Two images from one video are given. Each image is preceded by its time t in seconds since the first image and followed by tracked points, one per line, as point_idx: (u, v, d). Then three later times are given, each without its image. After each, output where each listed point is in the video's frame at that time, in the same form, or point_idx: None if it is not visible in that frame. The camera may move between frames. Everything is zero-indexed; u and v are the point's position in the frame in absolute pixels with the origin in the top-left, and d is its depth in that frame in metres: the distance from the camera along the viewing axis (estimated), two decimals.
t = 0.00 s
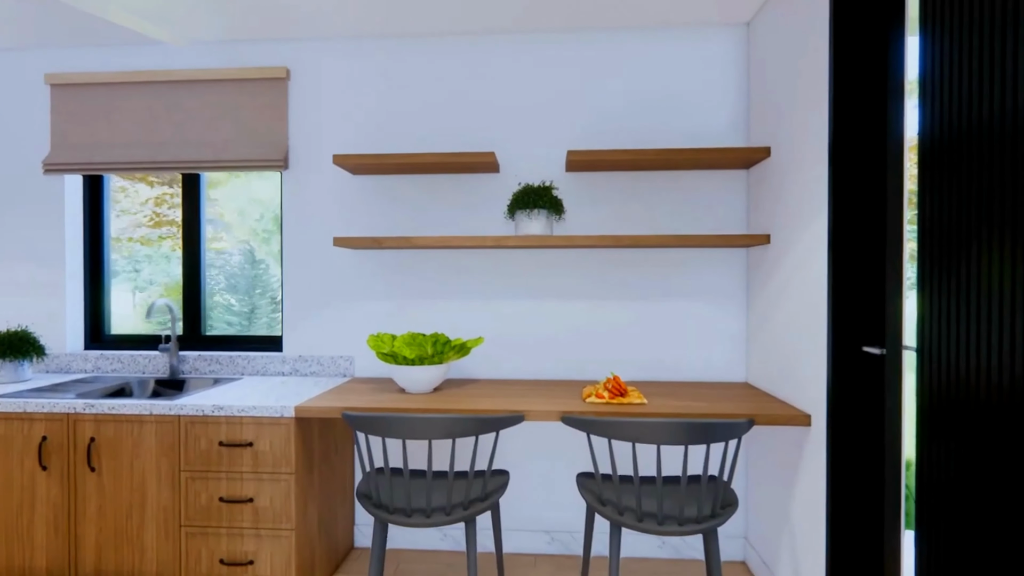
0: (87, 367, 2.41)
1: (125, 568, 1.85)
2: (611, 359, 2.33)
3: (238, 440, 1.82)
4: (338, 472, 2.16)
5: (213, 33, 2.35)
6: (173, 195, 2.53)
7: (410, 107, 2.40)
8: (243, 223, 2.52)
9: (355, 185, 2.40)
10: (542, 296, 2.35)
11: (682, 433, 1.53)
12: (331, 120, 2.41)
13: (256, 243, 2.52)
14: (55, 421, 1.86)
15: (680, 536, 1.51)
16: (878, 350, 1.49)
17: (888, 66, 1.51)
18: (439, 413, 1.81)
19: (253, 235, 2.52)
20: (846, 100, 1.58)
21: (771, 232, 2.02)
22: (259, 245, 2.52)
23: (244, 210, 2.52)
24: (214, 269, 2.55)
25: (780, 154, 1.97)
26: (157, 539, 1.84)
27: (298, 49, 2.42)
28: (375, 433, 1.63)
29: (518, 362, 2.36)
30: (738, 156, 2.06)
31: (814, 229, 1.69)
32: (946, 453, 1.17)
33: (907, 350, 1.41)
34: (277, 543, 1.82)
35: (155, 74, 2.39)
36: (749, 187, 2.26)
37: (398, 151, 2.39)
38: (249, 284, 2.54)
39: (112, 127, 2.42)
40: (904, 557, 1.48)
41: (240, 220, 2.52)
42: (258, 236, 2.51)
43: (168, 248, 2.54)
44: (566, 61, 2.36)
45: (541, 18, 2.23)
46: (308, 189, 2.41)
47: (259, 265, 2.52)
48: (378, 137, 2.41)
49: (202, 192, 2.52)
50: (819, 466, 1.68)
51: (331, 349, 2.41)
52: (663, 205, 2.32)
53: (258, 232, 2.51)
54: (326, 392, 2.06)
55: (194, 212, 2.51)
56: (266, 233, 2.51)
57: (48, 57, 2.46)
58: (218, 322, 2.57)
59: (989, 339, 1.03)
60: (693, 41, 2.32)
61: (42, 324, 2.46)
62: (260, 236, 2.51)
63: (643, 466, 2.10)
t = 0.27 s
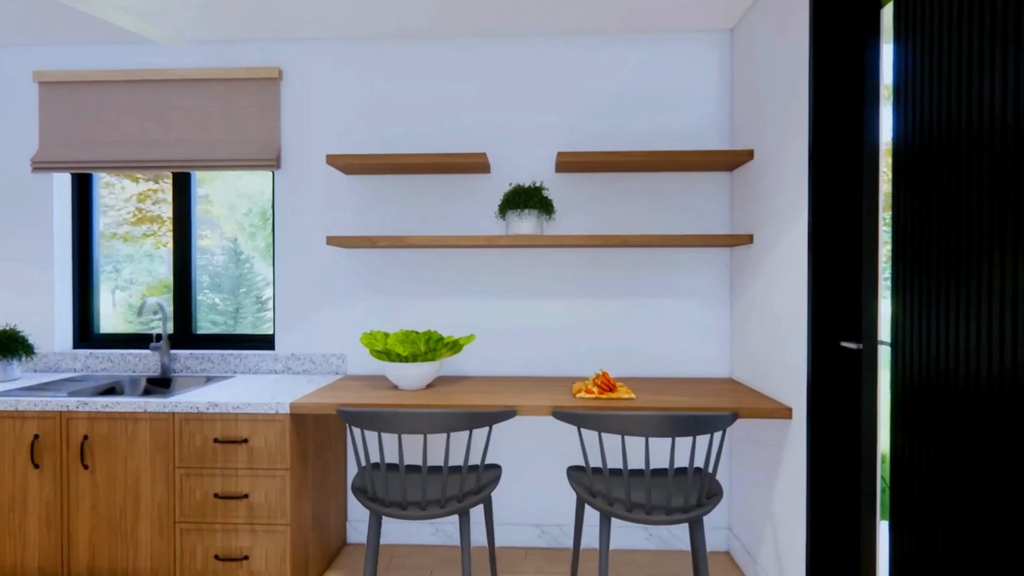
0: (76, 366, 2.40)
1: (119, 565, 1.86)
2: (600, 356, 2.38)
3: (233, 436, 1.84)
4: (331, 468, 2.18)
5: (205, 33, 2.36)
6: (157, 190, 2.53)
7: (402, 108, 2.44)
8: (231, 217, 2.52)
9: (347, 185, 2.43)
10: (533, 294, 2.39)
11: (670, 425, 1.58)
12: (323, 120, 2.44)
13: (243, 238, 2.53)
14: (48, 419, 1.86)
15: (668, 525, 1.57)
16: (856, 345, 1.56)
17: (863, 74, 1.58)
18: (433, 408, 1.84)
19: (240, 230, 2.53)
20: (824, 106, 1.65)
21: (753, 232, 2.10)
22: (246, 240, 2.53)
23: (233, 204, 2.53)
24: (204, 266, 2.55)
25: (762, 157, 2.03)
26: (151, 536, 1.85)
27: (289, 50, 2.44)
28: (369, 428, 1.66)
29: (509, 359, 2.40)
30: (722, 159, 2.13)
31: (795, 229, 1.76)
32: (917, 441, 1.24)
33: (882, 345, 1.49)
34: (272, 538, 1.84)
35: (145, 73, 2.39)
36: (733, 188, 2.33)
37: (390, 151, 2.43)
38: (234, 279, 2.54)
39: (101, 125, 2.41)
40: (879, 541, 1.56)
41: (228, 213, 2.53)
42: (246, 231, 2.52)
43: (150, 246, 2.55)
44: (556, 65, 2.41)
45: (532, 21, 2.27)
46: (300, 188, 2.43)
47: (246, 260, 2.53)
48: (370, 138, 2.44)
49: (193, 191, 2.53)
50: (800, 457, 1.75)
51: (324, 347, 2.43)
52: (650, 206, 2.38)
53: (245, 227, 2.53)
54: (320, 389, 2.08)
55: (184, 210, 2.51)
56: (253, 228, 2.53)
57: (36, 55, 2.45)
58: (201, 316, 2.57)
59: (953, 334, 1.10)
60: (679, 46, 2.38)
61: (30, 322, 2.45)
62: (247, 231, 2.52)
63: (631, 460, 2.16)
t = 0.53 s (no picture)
0: (70, 365, 2.41)
1: (116, 562, 1.87)
2: (591, 353, 2.43)
3: (231, 433, 1.86)
4: (328, 464, 2.22)
5: (200, 33, 2.38)
6: (144, 188, 2.55)
7: (397, 109, 2.47)
8: (222, 212, 2.54)
9: (342, 185, 2.46)
10: (525, 293, 2.44)
11: (659, 418, 1.64)
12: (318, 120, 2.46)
13: (233, 234, 2.55)
14: (45, 417, 1.87)
15: (658, 515, 1.62)
16: (837, 340, 1.64)
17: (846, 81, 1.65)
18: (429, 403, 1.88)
19: (230, 225, 2.54)
20: (808, 109, 1.71)
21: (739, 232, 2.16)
22: (237, 235, 2.55)
23: (224, 199, 2.54)
24: (197, 263, 2.56)
25: (748, 159, 2.10)
26: (149, 532, 1.87)
27: (284, 51, 2.46)
28: (366, 423, 1.70)
29: (502, 357, 2.44)
30: (710, 161, 2.19)
31: (780, 229, 1.83)
32: (896, 428, 1.32)
33: (861, 341, 1.57)
34: (270, 533, 1.87)
35: (140, 73, 2.41)
36: (719, 189, 2.40)
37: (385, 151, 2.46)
38: (224, 274, 2.56)
39: (96, 125, 2.42)
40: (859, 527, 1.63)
41: (219, 208, 2.54)
42: (236, 226, 2.54)
43: (135, 246, 2.56)
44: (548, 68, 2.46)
45: (524, 25, 2.32)
46: (295, 188, 2.46)
47: (235, 256, 2.55)
48: (365, 138, 2.47)
49: (187, 191, 2.54)
50: (784, 448, 1.82)
51: (319, 345, 2.46)
52: (640, 206, 2.44)
53: (236, 222, 2.54)
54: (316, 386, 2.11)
55: (178, 210, 2.52)
56: (244, 223, 2.55)
57: (29, 54, 2.45)
58: (190, 310, 2.58)
59: (928, 328, 1.17)
60: (667, 51, 2.45)
61: (23, 321, 2.45)
62: (238, 226, 2.54)
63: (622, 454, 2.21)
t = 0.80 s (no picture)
0: (68, 363, 2.43)
1: (119, 555, 1.90)
2: (584, 350, 2.50)
3: (233, 428, 1.90)
4: (326, 459, 2.26)
5: (198, 35, 2.41)
6: (133, 183, 2.57)
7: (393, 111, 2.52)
8: (217, 207, 2.57)
9: (340, 185, 2.50)
10: (520, 291, 2.50)
11: (650, 411, 1.71)
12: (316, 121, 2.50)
13: (226, 228, 2.58)
14: (48, 413, 1.90)
15: (649, 504, 1.68)
16: (819, 336, 1.71)
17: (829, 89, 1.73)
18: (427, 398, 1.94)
19: (224, 220, 2.57)
20: (794, 115, 1.79)
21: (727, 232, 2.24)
22: (230, 230, 2.58)
23: (220, 193, 2.57)
24: (193, 260, 2.59)
25: (735, 162, 2.18)
26: (151, 526, 1.90)
27: (283, 53, 2.50)
28: (366, 417, 1.75)
29: (497, 354, 2.50)
30: (699, 163, 2.26)
31: (766, 230, 1.91)
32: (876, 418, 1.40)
33: (842, 335, 1.65)
34: (272, 525, 1.91)
35: (139, 74, 2.43)
36: (708, 191, 2.48)
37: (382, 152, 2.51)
38: (217, 269, 2.59)
39: (94, 125, 2.44)
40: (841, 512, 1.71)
41: (215, 203, 2.58)
42: (230, 221, 2.57)
43: (124, 244, 2.58)
44: (542, 72, 2.52)
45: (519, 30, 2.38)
46: (293, 188, 2.50)
47: (229, 251, 2.58)
48: (362, 139, 2.52)
49: (185, 192, 2.57)
50: (770, 440, 1.89)
51: (316, 342, 2.50)
52: (632, 207, 2.50)
53: (230, 217, 2.57)
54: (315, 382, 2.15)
55: (175, 209, 2.55)
56: (238, 218, 2.58)
57: (27, 54, 2.46)
58: (186, 305, 2.60)
59: (909, 323, 1.25)
60: (658, 56, 2.52)
61: (21, 320, 2.46)
62: (231, 221, 2.57)
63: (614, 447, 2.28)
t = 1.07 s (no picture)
0: (72, 361, 2.46)
1: (126, 548, 1.94)
2: (580, 347, 2.55)
3: (238, 423, 1.94)
4: (329, 454, 2.30)
5: (202, 38, 2.45)
6: (127, 183, 2.61)
7: (394, 113, 2.57)
8: (217, 203, 2.61)
9: (341, 186, 2.54)
10: (518, 290, 2.55)
11: (645, 405, 1.76)
12: (317, 123, 2.55)
13: (225, 226, 2.61)
14: (55, 409, 1.93)
15: (644, 495, 1.74)
16: (808, 332, 1.77)
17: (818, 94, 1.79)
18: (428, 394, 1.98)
19: (223, 217, 2.61)
20: (785, 119, 1.85)
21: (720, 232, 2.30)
22: (229, 227, 2.61)
23: (220, 189, 2.61)
24: (195, 258, 2.62)
25: (728, 163, 2.24)
26: (158, 519, 1.94)
27: (285, 55, 2.54)
28: (370, 411, 1.80)
29: (495, 351, 2.55)
30: (693, 165, 2.32)
31: (757, 229, 1.97)
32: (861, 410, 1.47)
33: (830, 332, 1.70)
34: (276, 518, 1.95)
35: (143, 76, 2.46)
36: (701, 192, 2.54)
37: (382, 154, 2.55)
38: (212, 268, 2.63)
39: (98, 126, 2.47)
40: (829, 502, 1.78)
41: (215, 199, 2.61)
42: (229, 218, 2.61)
43: (118, 244, 2.62)
44: (539, 75, 2.58)
45: (517, 34, 2.43)
46: (295, 188, 2.54)
47: (228, 248, 2.62)
48: (363, 140, 2.56)
49: (188, 193, 2.60)
50: (761, 433, 1.95)
51: (318, 340, 2.54)
52: (627, 207, 2.56)
53: (230, 214, 2.61)
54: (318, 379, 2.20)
55: (177, 209, 2.58)
56: (237, 216, 2.61)
57: (31, 55, 2.49)
58: (189, 304, 2.63)
59: (893, 318, 1.31)
60: (653, 60, 2.58)
61: (25, 318, 2.49)
62: (230, 219, 2.61)
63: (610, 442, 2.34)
